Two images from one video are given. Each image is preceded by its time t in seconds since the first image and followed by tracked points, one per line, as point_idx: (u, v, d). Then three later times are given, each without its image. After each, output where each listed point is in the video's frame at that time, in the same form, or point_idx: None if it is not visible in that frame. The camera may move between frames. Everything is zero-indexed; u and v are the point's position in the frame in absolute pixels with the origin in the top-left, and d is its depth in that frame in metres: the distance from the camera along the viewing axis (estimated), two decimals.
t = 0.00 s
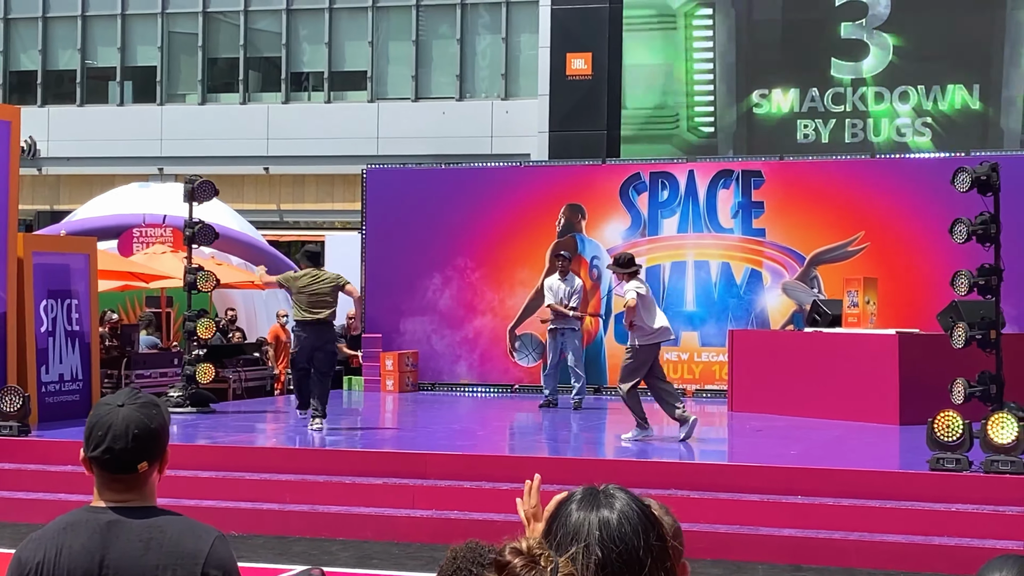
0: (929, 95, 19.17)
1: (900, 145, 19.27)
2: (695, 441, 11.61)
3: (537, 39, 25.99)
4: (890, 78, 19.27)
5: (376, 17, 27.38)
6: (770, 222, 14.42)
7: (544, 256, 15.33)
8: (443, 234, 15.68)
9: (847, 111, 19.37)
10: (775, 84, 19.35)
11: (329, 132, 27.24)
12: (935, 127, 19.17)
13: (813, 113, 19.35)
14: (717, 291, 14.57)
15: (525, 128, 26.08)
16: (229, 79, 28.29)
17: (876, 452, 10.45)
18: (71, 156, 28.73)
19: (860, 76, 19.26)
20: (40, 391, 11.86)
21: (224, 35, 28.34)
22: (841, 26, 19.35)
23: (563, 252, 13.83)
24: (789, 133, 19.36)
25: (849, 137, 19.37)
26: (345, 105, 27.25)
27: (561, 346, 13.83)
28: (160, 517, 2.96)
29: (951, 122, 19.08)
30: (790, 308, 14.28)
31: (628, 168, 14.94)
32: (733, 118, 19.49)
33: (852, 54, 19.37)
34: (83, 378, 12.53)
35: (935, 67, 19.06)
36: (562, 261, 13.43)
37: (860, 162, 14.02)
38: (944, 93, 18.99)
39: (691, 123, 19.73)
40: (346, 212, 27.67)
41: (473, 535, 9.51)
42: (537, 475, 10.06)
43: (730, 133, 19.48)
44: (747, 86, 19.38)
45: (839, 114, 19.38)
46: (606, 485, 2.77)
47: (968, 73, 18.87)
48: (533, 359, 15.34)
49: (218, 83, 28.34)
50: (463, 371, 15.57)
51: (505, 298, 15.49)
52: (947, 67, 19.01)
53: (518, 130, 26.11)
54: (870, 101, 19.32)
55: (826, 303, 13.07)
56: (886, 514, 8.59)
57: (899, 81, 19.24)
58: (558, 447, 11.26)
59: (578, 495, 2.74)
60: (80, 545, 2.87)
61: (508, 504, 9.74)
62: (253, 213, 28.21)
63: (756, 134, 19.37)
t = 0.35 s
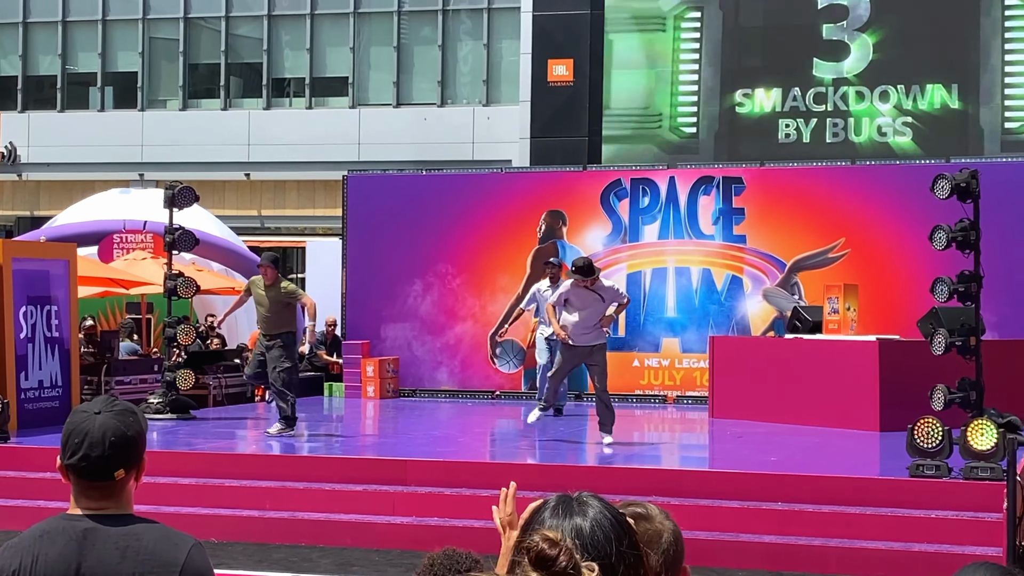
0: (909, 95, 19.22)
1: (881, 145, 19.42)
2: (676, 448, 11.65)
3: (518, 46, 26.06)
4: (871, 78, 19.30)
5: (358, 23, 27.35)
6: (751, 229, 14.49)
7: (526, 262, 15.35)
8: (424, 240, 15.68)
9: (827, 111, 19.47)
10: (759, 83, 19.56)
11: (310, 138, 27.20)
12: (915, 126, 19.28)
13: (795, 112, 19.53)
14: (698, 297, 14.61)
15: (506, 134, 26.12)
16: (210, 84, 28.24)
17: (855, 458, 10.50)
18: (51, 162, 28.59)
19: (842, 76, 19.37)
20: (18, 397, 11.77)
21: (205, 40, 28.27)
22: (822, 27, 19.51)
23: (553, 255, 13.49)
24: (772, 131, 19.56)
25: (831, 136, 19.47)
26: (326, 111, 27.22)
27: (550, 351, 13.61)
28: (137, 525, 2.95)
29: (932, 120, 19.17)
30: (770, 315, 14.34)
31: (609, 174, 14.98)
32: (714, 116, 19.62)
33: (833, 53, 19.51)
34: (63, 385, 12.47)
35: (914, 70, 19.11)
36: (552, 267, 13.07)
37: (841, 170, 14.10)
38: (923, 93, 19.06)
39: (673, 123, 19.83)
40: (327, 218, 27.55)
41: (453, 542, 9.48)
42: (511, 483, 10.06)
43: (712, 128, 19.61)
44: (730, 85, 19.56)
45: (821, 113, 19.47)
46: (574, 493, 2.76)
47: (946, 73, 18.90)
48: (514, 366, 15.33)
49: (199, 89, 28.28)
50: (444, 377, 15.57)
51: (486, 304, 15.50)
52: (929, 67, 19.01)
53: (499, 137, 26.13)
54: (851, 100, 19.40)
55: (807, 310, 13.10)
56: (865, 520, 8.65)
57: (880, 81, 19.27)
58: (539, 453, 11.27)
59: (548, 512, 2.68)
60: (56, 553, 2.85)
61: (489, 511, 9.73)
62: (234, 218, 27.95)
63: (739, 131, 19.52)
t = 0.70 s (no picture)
0: (901, 93, 19.34)
1: (874, 144, 19.47)
2: (668, 453, 11.69)
3: (509, 52, 26.10)
4: (862, 76, 19.51)
5: (349, 29, 27.34)
6: (742, 235, 14.55)
7: (517, 268, 15.38)
8: (416, 246, 15.71)
9: (818, 109, 19.71)
10: (749, 82, 19.75)
11: (301, 144, 27.20)
12: (908, 126, 19.29)
13: (785, 110, 19.73)
14: (689, 303, 14.66)
15: (497, 140, 26.16)
16: (201, 90, 28.19)
17: (847, 464, 10.55)
18: (42, 168, 28.53)
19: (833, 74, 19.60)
20: (10, 404, 11.73)
21: (196, 46, 28.23)
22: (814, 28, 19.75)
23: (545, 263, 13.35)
24: (762, 130, 19.76)
25: (821, 136, 19.66)
26: (317, 117, 27.21)
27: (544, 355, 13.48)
28: (138, 531, 2.95)
29: (925, 117, 19.15)
30: (762, 321, 14.40)
31: (600, 180, 15.02)
32: (705, 110, 19.79)
33: (824, 53, 19.75)
34: (55, 390, 12.43)
35: (907, 68, 19.25)
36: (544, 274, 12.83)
37: (833, 175, 14.17)
38: (914, 91, 19.17)
39: (661, 122, 19.99)
40: (318, 224, 27.76)
41: (446, 547, 9.48)
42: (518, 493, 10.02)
43: (699, 133, 19.75)
44: (720, 84, 19.74)
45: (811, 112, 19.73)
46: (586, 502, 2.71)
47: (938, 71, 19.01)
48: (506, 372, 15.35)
49: (190, 94, 28.23)
50: (436, 383, 15.57)
51: (477, 310, 15.51)
52: (920, 63, 19.19)
53: (490, 142, 26.18)
54: (842, 100, 19.59)
55: (799, 316, 13.15)
56: (856, 524, 8.70)
57: (870, 79, 19.44)
58: (532, 458, 11.29)
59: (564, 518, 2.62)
60: (58, 560, 2.85)
61: (483, 516, 9.73)
62: (226, 225, 28.13)
63: (728, 128, 19.69)
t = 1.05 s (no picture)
0: (902, 91, 19.38)
1: (875, 143, 19.49)
2: (668, 458, 11.73)
3: (507, 56, 26.12)
4: (861, 72, 19.48)
5: (347, 33, 27.35)
6: (742, 239, 14.61)
7: (516, 272, 15.40)
8: (416, 251, 15.73)
9: (815, 107, 19.67)
10: (743, 79, 19.75)
11: (299, 148, 27.18)
12: (911, 123, 19.36)
13: (780, 108, 19.72)
14: (689, 307, 14.71)
15: (495, 144, 26.18)
16: (198, 95, 28.18)
17: (849, 469, 10.60)
18: (40, 172, 28.49)
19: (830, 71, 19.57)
20: (11, 409, 11.72)
21: (193, 51, 28.21)
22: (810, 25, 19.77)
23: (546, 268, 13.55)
24: (755, 128, 19.71)
25: (819, 134, 19.64)
26: (315, 122, 27.21)
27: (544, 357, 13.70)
28: (159, 538, 2.98)
29: (926, 116, 19.25)
30: (761, 326, 14.43)
31: (600, 185, 15.06)
32: (696, 102, 19.79)
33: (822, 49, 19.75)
34: (56, 395, 12.39)
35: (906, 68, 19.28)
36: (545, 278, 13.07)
37: (832, 180, 14.24)
38: (917, 88, 19.21)
39: (648, 121, 20.09)
40: (316, 228, 27.31)
41: (448, 552, 9.48)
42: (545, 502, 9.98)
43: (689, 130, 19.73)
44: (715, 78, 19.74)
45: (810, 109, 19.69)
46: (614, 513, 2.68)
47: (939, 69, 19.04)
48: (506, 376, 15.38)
49: (187, 99, 28.22)
50: (435, 388, 15.59)
51: (477, 315, 15.54)
52: (920, 60, 19.21)
53: (487, 147, 26.21)
54: (840, 97, 19.57)
55: (799, 320, 13.21)
56: (858, 529, 8.74)
57: (870, 76, 19.44)
58: (534, 463, 11.31)
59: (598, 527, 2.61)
60: (79, 567, 2.87)
61: (486, 521, 9.74)
62: (222, 228, 28.02)
63: (718, 125, 19.65)
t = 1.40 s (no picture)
0: (925, 83, 19.21)
1: (892, 144, 19.30)
2: (672, 459, 11.76)
3: (507, 58, 26.16)
4: (871, 64, 19.45)
5: (347, 35, 27.34)
6: (744, 241, 14.68)
7: (519, 274, 15.44)
8: (417, 252, 15.75)
9: (805, 102, 19.67)
10: (720, 73, 19.89)
11: (299, 150, 27.18)
12: (932, 121, 19.17)
13: (762, 105, 19.76)
14: (691, 309, 14.77)
15: (494, 147, 26.19)
16: (198, 97, 28.17)
17: (853, 470, 10.65)
18: (40, 174, 28.43)
19: (824, 60, 19.63)
20: (15, 410, 11.69)
21: (193, 52, 28.18)
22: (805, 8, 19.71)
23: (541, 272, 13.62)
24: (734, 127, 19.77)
25: (809, 137, 19.55)
26: (314, 124, 27.22)
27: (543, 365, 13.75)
28: (186, 539, 2.98)
29: (949, 110, 19.12)
30: (764, 327, 14.50)
31: (602, 187, 15.10)
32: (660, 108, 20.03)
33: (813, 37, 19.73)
34: (60, 397, 12.38)
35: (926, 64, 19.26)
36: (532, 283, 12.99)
37: (834, 182, 14.30)
38: (942, 79, 19.04)
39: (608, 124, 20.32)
40: (315, 230, 27.50)
41: (454, 554, 9.47)
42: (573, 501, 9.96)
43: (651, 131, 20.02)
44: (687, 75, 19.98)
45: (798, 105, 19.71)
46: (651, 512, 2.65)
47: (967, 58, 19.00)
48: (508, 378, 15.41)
49: (187, 101, 28.20)
50: (437, 390, 15.62)
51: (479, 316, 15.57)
52: (927, 52, 19.21)
53: (487, 149, 26.22)
54: (852, 90, 19.50)
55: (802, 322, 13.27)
56: (865, 530, 8.78)
57: (884, 68, 19.36)
58: (540, 465, 11.33)
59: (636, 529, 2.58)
60: (106, 567, 2.87)
61: (492, 523, 9.73)
62: (223, 230, 28.07)
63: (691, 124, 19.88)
